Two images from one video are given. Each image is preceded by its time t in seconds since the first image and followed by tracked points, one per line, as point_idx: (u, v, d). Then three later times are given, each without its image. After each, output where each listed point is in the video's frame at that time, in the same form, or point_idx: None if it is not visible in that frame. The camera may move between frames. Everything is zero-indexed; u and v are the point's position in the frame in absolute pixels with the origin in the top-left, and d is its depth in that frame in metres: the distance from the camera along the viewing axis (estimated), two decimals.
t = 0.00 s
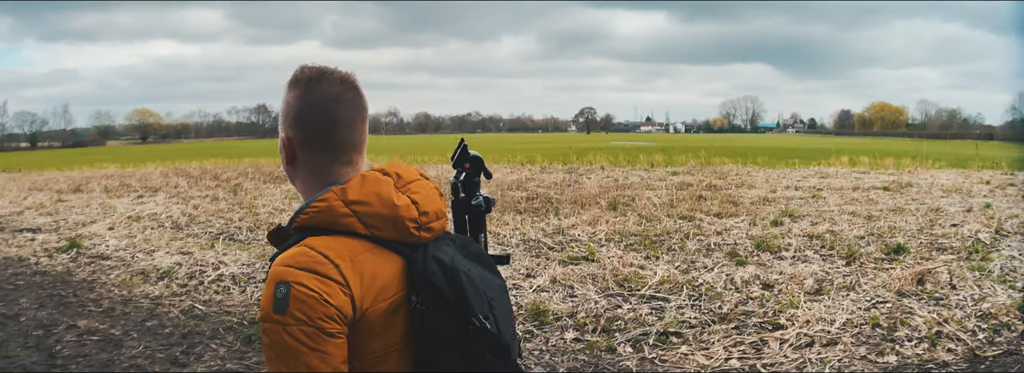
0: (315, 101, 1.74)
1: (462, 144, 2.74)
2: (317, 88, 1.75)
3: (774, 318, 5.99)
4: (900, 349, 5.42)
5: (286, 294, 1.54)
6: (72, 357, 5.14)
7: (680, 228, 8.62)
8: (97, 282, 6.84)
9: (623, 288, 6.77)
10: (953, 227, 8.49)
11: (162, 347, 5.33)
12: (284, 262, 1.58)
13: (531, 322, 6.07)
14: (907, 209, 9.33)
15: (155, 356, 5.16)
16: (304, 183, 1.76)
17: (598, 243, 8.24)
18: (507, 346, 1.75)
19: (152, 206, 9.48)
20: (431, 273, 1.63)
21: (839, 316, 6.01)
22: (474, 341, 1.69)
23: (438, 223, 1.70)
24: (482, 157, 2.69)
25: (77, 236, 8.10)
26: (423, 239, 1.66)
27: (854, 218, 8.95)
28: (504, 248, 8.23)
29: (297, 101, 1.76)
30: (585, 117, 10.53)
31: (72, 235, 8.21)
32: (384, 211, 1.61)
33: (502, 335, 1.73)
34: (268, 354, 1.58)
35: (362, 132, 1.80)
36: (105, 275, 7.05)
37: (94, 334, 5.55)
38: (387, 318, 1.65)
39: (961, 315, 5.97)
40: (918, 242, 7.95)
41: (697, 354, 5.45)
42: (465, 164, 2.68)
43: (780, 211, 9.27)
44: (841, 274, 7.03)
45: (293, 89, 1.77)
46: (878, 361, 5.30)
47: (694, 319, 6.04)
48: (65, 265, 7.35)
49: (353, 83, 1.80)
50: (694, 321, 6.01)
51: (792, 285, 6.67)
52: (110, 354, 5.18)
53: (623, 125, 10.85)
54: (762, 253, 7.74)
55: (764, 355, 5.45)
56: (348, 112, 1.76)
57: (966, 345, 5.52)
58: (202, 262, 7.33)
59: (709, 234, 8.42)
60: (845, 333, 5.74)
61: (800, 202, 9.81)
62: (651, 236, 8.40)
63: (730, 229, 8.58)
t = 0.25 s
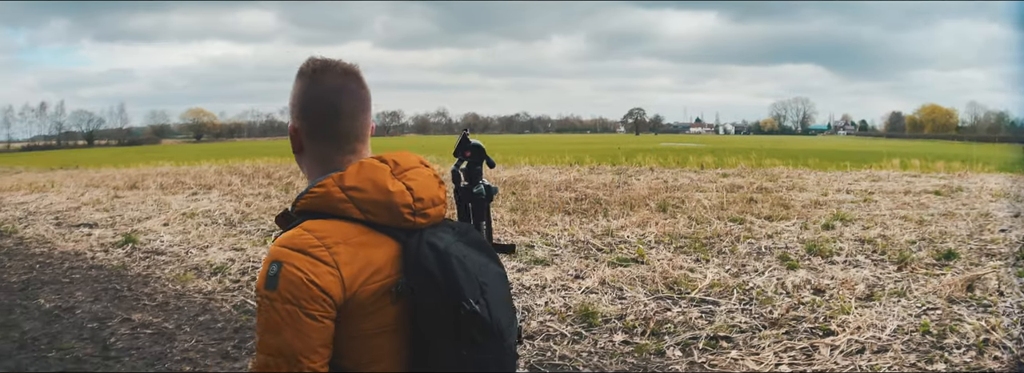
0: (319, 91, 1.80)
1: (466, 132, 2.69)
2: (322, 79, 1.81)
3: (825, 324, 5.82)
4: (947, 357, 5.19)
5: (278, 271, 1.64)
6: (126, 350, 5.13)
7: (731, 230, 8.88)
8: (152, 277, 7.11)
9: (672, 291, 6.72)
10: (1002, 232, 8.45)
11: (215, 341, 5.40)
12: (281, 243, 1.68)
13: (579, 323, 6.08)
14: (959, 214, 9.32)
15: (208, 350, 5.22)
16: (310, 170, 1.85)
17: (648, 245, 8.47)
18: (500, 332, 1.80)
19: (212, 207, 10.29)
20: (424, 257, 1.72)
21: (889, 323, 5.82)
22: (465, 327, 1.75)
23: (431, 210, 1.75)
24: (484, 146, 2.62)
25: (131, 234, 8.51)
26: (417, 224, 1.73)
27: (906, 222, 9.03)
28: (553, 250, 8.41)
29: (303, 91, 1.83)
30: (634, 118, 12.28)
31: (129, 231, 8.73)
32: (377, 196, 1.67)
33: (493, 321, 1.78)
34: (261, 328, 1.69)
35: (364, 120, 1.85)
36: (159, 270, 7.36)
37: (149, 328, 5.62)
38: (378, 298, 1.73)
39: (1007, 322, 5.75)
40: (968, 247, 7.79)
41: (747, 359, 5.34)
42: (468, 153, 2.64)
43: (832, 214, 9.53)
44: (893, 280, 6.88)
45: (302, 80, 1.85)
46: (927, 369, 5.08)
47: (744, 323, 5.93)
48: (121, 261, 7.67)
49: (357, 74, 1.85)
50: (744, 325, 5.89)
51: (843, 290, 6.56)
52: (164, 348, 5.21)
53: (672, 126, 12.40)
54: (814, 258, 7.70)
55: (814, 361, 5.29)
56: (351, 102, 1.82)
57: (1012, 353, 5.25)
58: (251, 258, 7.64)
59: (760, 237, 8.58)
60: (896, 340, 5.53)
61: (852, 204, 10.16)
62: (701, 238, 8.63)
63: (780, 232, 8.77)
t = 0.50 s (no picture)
0: (332, 84, 1.91)
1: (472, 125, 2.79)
2: (335, 73, 1.91)
3: (882, 331, 5.59)
4: (1001, 365, 4.95)
5: (281, 250, 1.75)
6: (181, 344, 5.24)
7: (786, 234, 8.88)
8: (210, 272, 7.37)
9: (728, 296, 6.60)
10: None
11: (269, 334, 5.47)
12: (289, 225, 1.79)
13: (633, 326, 5.95)
14: (1013, 220, 9.14)
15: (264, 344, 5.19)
16: (324, 161, 1.95)
17: (702, 249, 8.45)
18: (495, 321, 1.81)
19: (269, 208, 11.06)
20: (422, 243, 1.78)
21: (945, 330, 5.58)
22: (460, 312, 1.79)
23: (431, 198, 1.83)
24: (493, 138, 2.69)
25: (191, 230, 8.97)
26: (419, 211, 1.81)
27: (961, 228, 8.77)
28: (606, 251, 8.54)
29: (318, 87, 1.94)
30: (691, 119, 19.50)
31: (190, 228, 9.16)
32: (380, 183, 1.77)
33: (489, 309, 1.80)
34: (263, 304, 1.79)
35: (374, 113, 1.94)
36: (217, 265, 7.66)
37: (205, 322, 5.78)
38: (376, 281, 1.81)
39: None
40: None
41: (802, 365, 5.09)
42: (476, 145, 2.72)
43: (888, 220, 9.37)
44: (949, 287, 6.61)
45: (318, 74, 1.95)
46: None
47: (801, 329, 5.72)
48: (179, 256, 8.00)
49: (368, 69, 1.95)
50: (801, 331, 5.68)
51: (900, 297, 6.31)
52: (220, 341, 5.30)
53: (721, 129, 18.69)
54: (871, 264, 7.48)
55: (870, 368, 5.05)
56: (363, 97, 1.91)
57: None
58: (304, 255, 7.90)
59: (817, 241, 8.50)
60: (950, 348, 5.29)
61: (907, 211, 10.06)
62: (758, 242, 8.62)
63: (838, 238, 8.62)
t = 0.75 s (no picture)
0: (345, 91, 1.99)
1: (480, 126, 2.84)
2: (347, 81, 2.00)
3: (929, 338, 5.41)
4: None
5: (294, 246, 1.87)
6: (227, 339, 5.33)
7: (834, 238, 8.76)
8: (256, 268, 7.51)
9: (775, 300, 6.48)
10: None
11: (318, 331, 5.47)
12: (303, 224, 1.90)
13: (680, 330, 5.90)
14: None
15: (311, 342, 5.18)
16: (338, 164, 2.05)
17: (749, 253, 8.31)
18: (494, 318, 1.88)
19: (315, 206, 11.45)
20: (425, 240, 1.87)
21: (988, 337, 5.40)
22: (460, 308, 1.86)
23: (435, 198, 1.91)
24: (498, 140, 2.75)
25: (239, 227, 9.29)
26: (423, 211, 1.89)
27: (1006, 232, 8.54)
28: (651, 253, 8.50)
29: (333, 94, 2.03)
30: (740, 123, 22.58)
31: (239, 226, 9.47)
32: (385, 184, 1.86)
33: (488, 305, 1.87)
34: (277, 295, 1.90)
35: (385, 117, 2.02)
36: (263, 261, 7.83)
37: (251, 318, 5.89)
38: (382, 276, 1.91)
39: None
40: None
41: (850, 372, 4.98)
42: (482, 148, 2.77)
43: (936, 224, 8.98)
44: (994, 293, 6.37)
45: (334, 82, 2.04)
46: None
47: (848, 335, 5.58)
48: (225, 253, 8.16)
49: (380, 77, 2.03)
50: (849, 337, 5.54)
51: (947, 303, 6.09)
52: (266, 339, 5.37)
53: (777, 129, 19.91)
54: (918, 269, 7.26)
55: None
56: (373, 106, 1.99)
57: None
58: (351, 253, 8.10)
59: (865, 246, 8.29)
60: (993, 356, 5.10)
61: (955, 214, 9.84)
62: (804, 246, 8.46)
63: (886, 243, 8.39)
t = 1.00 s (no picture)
0: (361, 105, 1.98)
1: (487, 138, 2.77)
2: (364, 95, 1.99)
3: (977, 346, 5.22)
4: None
5: (309, 244, 1.85)
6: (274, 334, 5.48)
7: (885, 243, 8.52)
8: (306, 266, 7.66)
9: (826, 305, 6.24)
10: None
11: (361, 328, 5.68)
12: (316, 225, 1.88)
13: (728, 334, 5.71)
14: None
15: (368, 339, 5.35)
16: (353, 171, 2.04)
17: (800, 257, 8.02)
18: (496, 320, 1.85)
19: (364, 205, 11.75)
20: (433, 247, 1.84)
21: None
22: (463, 309, 1.84)
23: (444, 204, 1.89)
24: (504, 151, 2.69)
25: (289, 225, 9.54)
26: (432, 217, 1.87)
27: None
28: (701, 256, 8.29)
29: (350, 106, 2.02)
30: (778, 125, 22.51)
31: (287, 224, 9.68)
32: (397, 190, 1.84)
33: (491, 307, 1.84)
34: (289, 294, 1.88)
35: (400, 130, 2.00)
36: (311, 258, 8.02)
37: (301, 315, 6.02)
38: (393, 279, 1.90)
39: None
40: None
41: None
42: (490, 159, 2.71)
43: (985, 230, 8.90)
44: None
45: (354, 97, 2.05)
46: None
47: (899, 342, 5.34)
48: (276, 249, 8.37)
49: (395, 91, 2.02)
50: (899, 345, 5.30)
51: (995, 311, 5.86)
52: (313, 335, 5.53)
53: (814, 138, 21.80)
54: (968, 275, 6.99)
55: None
56: (388, 118, 1.97)
57: None
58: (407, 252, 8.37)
59: (917, 251, 7.98)
60: None
61: (1005, 221, 9.64)
62: (857, 251, 8.18)
63: (936, 248, 8.12)
